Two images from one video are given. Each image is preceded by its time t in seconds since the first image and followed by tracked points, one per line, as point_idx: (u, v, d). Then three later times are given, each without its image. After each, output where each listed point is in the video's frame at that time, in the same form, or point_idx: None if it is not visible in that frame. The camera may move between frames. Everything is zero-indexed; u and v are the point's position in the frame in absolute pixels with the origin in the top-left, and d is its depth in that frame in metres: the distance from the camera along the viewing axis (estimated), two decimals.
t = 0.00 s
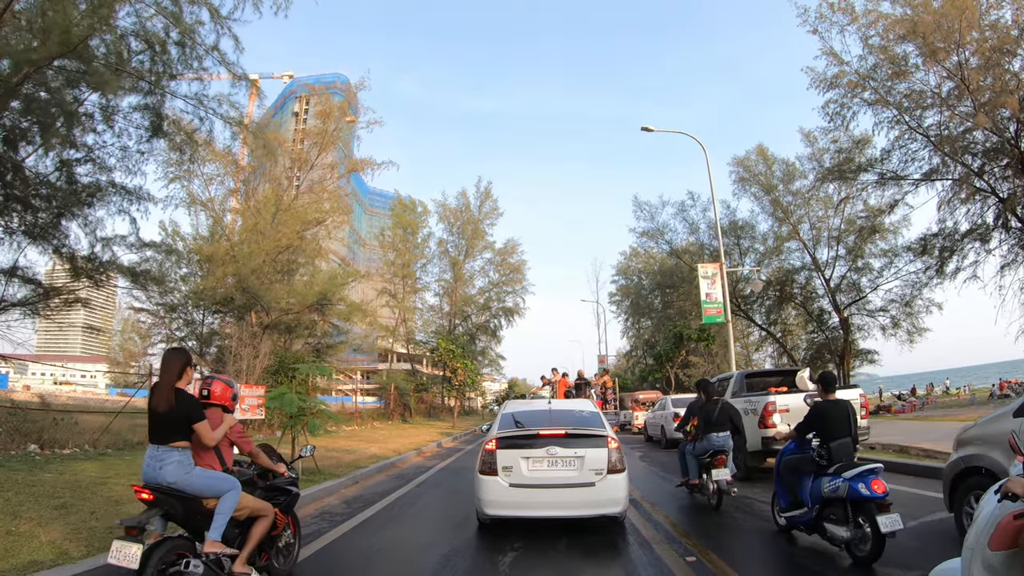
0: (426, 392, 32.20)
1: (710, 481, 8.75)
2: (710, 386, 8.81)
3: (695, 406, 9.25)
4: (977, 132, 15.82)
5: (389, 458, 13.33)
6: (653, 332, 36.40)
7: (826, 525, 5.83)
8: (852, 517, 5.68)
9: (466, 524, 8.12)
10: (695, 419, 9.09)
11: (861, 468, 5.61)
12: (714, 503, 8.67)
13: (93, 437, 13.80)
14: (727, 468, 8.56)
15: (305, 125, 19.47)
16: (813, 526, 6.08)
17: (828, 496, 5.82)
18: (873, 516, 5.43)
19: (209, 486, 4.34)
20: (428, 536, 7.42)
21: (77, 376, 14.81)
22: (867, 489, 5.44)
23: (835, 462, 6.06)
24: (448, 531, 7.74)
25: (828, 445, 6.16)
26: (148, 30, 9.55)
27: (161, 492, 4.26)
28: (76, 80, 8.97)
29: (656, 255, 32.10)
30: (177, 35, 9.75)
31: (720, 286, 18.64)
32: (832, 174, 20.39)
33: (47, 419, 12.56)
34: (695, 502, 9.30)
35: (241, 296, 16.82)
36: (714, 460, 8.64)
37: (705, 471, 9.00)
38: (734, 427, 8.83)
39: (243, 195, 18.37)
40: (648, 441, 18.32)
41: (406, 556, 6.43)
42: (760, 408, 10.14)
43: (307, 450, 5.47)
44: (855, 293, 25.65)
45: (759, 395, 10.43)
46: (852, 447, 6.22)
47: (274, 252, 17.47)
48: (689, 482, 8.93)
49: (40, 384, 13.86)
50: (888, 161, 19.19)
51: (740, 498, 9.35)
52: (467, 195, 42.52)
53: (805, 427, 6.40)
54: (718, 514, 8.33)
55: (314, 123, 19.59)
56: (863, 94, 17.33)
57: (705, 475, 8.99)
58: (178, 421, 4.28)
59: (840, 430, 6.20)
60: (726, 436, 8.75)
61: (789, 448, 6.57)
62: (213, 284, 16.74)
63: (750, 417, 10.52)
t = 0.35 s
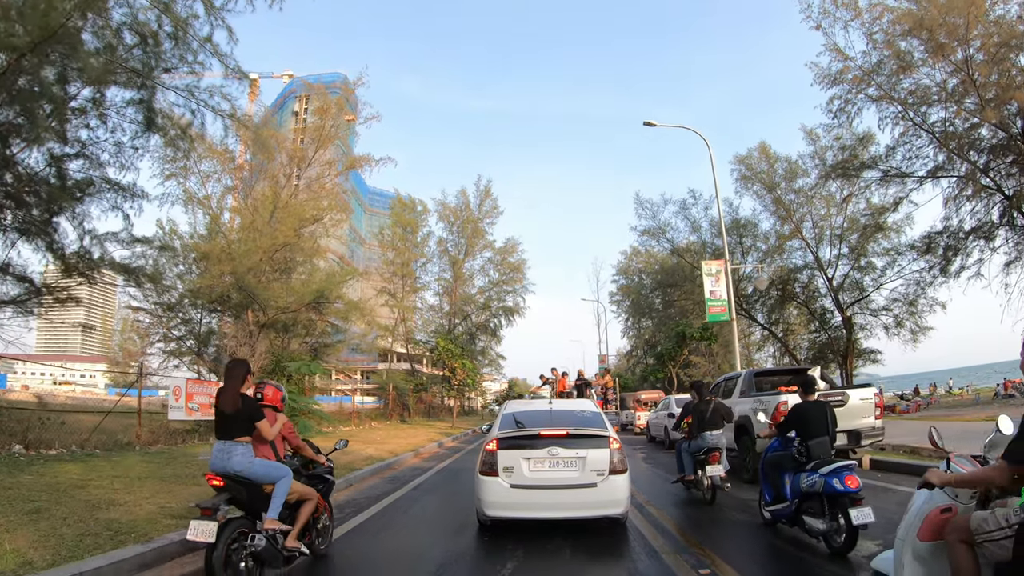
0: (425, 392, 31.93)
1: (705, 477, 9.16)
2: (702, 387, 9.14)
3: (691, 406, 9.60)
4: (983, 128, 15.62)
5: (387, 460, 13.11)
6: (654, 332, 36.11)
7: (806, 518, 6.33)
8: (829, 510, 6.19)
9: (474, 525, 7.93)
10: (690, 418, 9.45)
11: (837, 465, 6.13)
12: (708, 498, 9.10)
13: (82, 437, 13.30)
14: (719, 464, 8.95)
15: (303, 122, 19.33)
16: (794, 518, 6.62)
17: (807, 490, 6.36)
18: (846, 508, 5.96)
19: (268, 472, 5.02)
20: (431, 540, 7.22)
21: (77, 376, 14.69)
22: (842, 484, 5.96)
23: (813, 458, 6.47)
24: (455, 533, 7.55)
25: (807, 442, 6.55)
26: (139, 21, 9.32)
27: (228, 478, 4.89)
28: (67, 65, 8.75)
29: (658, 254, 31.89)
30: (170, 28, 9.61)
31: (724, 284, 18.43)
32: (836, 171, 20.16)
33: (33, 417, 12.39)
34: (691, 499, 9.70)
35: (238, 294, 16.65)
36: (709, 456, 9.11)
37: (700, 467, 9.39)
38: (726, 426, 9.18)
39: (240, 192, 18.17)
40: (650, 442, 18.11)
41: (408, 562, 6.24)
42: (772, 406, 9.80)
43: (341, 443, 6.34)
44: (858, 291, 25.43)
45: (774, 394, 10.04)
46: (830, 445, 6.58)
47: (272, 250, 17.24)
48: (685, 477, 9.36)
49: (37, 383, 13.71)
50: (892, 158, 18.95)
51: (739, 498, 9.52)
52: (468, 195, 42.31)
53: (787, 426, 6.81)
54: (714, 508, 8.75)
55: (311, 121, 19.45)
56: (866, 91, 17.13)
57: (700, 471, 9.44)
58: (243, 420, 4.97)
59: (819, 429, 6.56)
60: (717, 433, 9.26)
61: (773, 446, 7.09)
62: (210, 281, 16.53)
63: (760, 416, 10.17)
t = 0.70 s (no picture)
0: (424, 393, 31.65)
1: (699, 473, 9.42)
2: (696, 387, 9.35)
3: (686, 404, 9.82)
4: (989, 123, 15.40)
5: (385, 461, 12.91)
6: (654, 331, 35.85)
7: (785, 511, 6.62)
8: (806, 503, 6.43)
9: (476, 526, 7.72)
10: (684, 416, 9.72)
11: (814, 460, 6.36)
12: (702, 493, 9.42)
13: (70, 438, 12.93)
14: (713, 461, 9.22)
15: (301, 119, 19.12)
16: (775, 510, 6.92)
17: (786, 485, 6.61)
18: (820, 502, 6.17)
19: (309, 461, 5.83)
20: (428, 544, 6.99)
21: (78, 377, 14.69)
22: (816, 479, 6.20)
23: (792, 455, 6.94)
24: (452, 536, 7.31)
25: (787, 441, 7.02)
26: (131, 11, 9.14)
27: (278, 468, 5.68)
28: (48, 48, 8.51)
29: (659, 253, 31.69)
30: (162, 19, 9.52)
31: (728, 282, 18.21)
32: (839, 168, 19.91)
33: (19, 417, 12.04)
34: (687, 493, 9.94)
35: (234, 292, 16.43)
36: (703, 453, 9.31)
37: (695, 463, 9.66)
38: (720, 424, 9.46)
39: (240, 189, 17.99)
40: (651, 442, 17.89)
41: (404, 565, 6.05)
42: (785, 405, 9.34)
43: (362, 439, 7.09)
44: (861, 290, 25.21)
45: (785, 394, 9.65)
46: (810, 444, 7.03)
47: (268, 248, 17.01)
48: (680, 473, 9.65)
49: (39, 385, 13.51)
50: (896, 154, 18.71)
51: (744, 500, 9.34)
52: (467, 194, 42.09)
53: (768, 425, 7.31)
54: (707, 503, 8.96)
55: (309, 117, 19.24)
56: (870, 86, 16.90)
57: (695, 467, 9.63)
58: (292, 416, 5.75)
59: (798, 428, 7.06)
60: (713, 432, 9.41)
61: (758, 443, 7.52)
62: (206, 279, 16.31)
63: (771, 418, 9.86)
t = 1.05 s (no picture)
0: (423, 393, 31.41)
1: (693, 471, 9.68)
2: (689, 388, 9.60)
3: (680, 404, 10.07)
4: (995, 119, 15.21)
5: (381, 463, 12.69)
6: (655, 331, 35.59)
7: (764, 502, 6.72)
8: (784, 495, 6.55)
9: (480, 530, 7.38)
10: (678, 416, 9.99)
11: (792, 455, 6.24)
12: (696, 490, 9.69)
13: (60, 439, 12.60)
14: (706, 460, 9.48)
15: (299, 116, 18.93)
16: (758, 503, 7.05)
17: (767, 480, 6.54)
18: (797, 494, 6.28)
19: (339, 453, 6.55)
20: (427, 547, 6.68)
21: (77, 377, 14.53)
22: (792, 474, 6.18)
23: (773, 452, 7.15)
24: (454, 540, 6.97)
25: (768, 438, 7.25)
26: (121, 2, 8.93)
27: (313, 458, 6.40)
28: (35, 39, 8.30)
29: (659, 252, 31.50)
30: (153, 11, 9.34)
31: (732, 280, 17.99)
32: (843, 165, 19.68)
33: (10, 416, 11.77)
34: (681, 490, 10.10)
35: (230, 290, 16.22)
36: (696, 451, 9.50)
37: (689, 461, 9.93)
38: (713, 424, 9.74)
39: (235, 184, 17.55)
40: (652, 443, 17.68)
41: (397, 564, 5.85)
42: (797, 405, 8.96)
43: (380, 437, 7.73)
44: (864, 289, 25.01)
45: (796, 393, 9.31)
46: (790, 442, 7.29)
47: (265, 245, 16.79)
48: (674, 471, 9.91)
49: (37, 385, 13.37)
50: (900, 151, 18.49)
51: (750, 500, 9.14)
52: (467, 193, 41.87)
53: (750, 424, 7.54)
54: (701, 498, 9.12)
55: (307, 114, 19.05)
56: (874, 82, 16.72)
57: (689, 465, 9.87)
58: (325, 413, 6.62)
59: (779, 426, 7.32)
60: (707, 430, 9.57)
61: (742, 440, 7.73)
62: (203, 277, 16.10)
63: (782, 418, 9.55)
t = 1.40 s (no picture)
0: (421, 393, 31.14)
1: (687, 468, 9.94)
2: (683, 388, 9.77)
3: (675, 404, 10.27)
4: (1001, 114, 15.01)
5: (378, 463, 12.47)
6: (655, 331, 35.33)
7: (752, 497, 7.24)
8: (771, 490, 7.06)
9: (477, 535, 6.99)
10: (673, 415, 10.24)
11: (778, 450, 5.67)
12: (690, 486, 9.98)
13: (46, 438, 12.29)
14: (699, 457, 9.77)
15: (297, 113, 18.76)
16: (744, 497, 7.56)
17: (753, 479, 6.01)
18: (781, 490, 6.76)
19: (361, 447, 7.20)
20: (423, 551, 6.32)
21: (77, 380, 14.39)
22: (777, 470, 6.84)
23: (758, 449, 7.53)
24: (451, 545, 6.60)
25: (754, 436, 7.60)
26: None
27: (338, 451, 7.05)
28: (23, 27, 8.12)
29: (660, 251, 31.27)
30: None
31: (736, 277, 17.78)
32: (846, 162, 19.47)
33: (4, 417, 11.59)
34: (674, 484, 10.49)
35: (226, 287, 16.02)
36: (689, 448, 9.91)
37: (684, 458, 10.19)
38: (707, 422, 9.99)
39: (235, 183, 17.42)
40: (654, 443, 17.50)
41: (388, 566, 5.62)
42: (811, 406, 8.78)
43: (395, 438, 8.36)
44: (866, 288, 24.81)
45: (809, 393, 9.13)
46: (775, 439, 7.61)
47: (261, 243, 16.57)
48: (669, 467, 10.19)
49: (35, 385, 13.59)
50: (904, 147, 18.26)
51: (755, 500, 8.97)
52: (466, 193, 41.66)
53: (737, 422, 7.88)
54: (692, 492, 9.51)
55: (304, 111, 18.87)
56: (879, 77, 16.52)
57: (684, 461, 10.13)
58: (349, 411, 7.27)
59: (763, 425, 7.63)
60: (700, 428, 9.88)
61: (731, 438, 8.12)
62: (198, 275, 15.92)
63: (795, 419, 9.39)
